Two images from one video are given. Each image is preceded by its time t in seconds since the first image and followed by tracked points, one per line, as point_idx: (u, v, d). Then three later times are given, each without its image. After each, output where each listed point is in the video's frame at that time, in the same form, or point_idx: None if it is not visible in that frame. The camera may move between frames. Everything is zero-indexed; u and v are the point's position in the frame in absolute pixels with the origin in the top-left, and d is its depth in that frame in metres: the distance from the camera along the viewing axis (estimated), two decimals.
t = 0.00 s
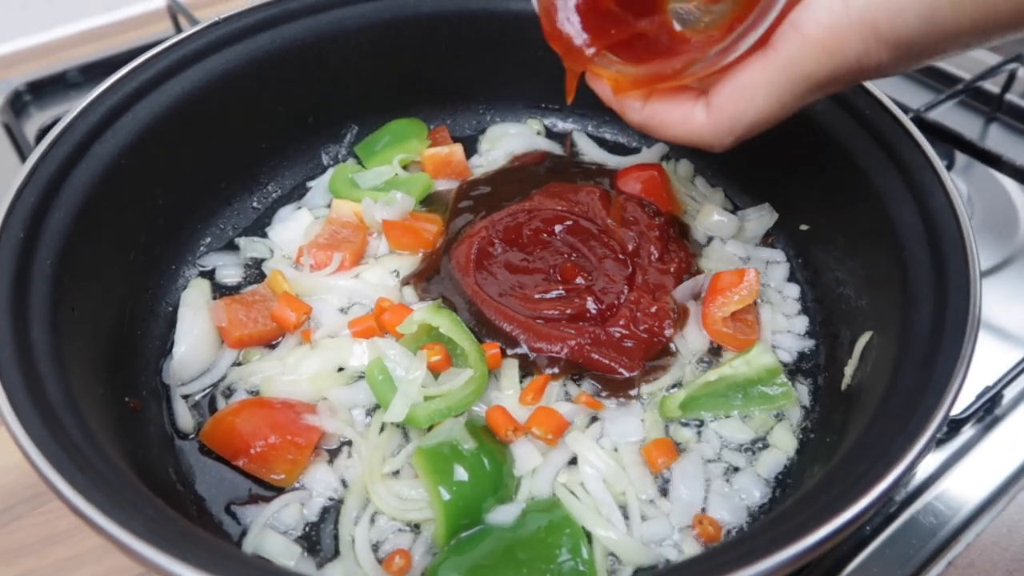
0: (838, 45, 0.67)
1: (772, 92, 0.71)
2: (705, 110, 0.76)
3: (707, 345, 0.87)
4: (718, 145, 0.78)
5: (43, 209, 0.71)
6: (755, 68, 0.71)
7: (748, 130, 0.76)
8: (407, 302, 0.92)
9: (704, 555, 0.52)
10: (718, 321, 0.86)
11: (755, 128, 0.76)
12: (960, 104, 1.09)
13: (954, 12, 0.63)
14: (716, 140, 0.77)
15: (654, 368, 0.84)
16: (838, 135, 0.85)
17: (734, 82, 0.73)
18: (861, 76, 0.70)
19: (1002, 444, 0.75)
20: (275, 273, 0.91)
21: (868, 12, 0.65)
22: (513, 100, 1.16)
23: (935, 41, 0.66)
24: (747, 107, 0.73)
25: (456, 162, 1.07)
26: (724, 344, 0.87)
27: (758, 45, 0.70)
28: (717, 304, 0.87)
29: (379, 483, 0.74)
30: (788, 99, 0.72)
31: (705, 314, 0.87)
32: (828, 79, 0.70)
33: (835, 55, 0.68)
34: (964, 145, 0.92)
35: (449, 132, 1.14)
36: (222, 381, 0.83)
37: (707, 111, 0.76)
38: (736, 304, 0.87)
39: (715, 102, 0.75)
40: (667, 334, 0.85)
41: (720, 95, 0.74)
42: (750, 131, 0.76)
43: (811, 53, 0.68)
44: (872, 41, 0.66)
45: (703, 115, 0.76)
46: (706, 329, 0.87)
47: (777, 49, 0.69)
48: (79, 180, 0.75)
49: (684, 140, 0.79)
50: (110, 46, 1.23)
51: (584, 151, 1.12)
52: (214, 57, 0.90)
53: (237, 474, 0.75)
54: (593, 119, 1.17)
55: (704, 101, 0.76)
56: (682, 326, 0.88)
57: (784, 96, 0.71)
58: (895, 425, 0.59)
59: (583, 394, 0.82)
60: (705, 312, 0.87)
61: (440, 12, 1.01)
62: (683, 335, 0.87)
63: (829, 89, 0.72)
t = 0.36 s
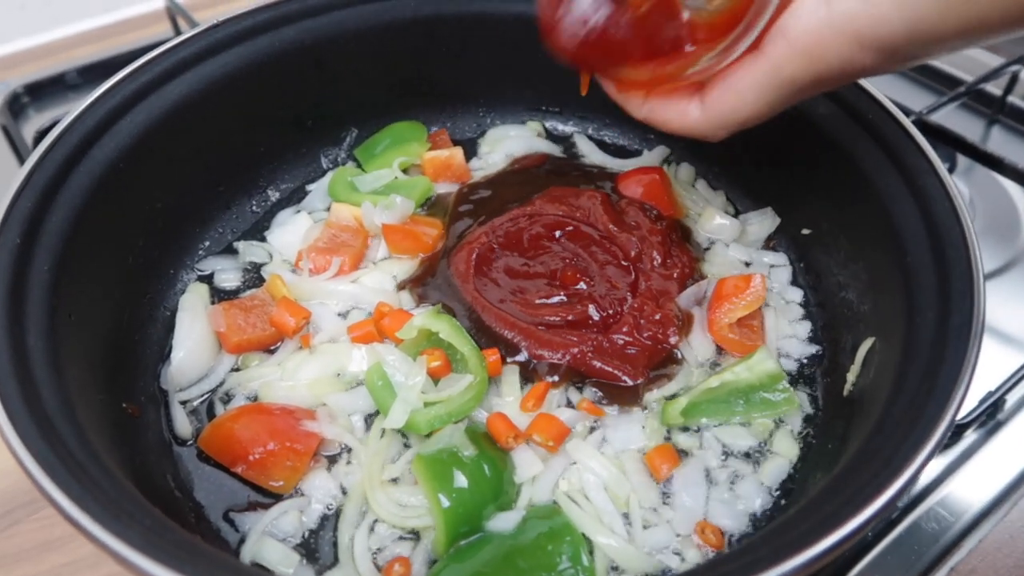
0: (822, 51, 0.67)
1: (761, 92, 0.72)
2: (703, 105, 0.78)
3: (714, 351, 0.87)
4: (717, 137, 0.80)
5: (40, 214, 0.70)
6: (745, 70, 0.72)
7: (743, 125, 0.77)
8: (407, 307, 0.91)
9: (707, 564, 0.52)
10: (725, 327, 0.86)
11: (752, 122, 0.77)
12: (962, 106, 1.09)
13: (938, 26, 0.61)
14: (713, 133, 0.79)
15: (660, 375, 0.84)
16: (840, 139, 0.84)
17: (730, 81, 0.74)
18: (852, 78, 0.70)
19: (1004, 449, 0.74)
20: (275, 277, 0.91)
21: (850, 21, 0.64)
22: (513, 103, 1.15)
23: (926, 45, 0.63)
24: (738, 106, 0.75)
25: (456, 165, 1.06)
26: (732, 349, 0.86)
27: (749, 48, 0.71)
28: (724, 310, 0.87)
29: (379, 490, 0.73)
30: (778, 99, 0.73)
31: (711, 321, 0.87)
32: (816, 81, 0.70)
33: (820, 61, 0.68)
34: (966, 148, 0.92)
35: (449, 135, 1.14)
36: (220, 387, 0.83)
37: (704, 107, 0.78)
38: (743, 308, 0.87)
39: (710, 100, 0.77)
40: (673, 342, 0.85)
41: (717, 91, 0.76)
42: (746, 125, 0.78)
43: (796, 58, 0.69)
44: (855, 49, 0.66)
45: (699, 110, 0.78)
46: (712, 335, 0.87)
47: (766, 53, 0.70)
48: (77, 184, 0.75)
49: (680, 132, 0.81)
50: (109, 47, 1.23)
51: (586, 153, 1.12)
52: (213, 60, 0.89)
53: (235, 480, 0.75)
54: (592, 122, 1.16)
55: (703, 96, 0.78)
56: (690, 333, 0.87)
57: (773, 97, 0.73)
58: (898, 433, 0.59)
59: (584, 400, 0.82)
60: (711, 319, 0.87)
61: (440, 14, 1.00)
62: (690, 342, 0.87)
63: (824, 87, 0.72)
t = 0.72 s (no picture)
0: (802, 47, 0.69)
1: (741, 92, 0.73)
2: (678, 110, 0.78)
3: (717, 351, 0.87)
4: (692, 146, 0.80)
5: (35, 212, 0.70)
6: (722, 71, 0.73)
7: (720, 130, 0.77)
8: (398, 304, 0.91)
9: (703, 560, 0.52)
10: (727, 327, 0.86)
11: (728, 128, 0.77)
12: (959, 105, 1.09)
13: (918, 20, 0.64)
14: (689, 141, 0.79)
15: (659, 375, 0.84)
16: (836, 138, 0.84)
17: (704, 82, 0.74)
18: (830, 76, 0.72)
19: (999, 447, 0.74)
20: (271, 275, 0.91)
21: (829, 16, 0.66)
22: (510, 101, 1.15)
23: (901, 40, 0.66)
24: (716, 109, 0.74)
25: (454, 163, 1.06)
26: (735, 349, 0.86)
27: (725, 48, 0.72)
28: (727, 310, 0.87)
29: (374, 488, 0.73)
30: (755, 100, 0.73)
31: (714, 320, 0.87)
32: (794, 79, 0.72)
33: (799, 57, 0.69)
34: (962, 147, 0.92)
35: (446, 133, 1.14)
36: (216, 384, 0.83)
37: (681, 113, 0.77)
38: (746, 309, 0.87)
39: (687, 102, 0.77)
40: (675, 342, 0.85)
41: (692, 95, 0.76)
42: (722, 132, 0.78)
43: (776, 55, 0.70)
44: (834, 44, 0.68)
45: (675, 115, 0.78)
46: (715, 334, 0.87)
47: (744, 53, 0.71)
48: (73, 182, 0.75)
49: (657, 141, 0.81)
50: (106, 45, 1.22)
51: (584, 151, 1.12)
52: (209, 58, 0.89)
53: (231, 477, 0.75)
54: (590, 120, 1.15)
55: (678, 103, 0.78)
56: (692, 334, 0.87)
57: (752, 99, 0.73)
58: (892, 431, 0.59)
59: (582, 399, 0.82)
60: (715, 319, 0.87)
61: (436, 13, 1.00)
62: (692, 342, 0.87)
63: (796, 92, 0.74)
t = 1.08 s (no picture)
0: (797, 52, 0.72)
1: (734, 82, 0.76)
2: (683, 82, 0.80)
3: (717, 351, 0.87)
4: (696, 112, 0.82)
5: (33, 210, 0.70)
6: (724, 60, 0.75)
7: (714, 109, 0.81)
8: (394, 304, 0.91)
9: (699, 558, 0.52)
10: (728, 327, 0.86)
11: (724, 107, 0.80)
12: (955, 105, 1.09)
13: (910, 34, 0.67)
14: (692, 109, 0.81)
15: (658, 376, 0.84)
16: (832, 137, 0.84)
17: (708, 67, 0.77)
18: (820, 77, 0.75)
19: (995, 446, 0.75)
20: (269, 274, 0.91)
21: (825, 25, 0.69)
22: (507, 100, 1.15)
23: (891, 51, 0.69)
24: (714, 94, 0.78)
25: (451, 163, 1.07)
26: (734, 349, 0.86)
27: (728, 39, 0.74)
28: (727, 310, 0.87)
29: (372, 486, 0.73)
30: (747, 89, 0.77)
31: (714, 320, 0.87)
32: (785, 78, 0.75)
33: (791, 60, 0.73)
34: (959, 146, 0.92)
35: (443, 132, 1.14)
36: (214, 383, 0.83)
37: (683, 86, 0.80)
38: (746, 309, 0.87)
39: (688, 82, 0.79)
40: (675, 342, 0.85)
41: (693, 76, 0.79)
42: (720, 109, 0.81)
43: (773, 56, 0.73)
44: (827, 52, 0.71)
45: (677, 89, 0.80)
46: (715, 334, 0.87)
47: (744, 46, 0.74)
48: (70, 181, 0.75)
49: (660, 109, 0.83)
50: (103, 44, 1.22)
51: (582, 150, 1.12)
52: (207, 57, 0.89)
53: (229, 476, 0.75)
54: (587, 120, 1.16)
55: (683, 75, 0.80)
56: (692, 334, 0.88)
57: (747, 88, 0.77)
58: (887, 429, 0.59)
59: (580, 398, 0.82)
60: (715, 319, 0.87)
61: (433, 12, 1.01)
62: (692, 342, 0.87)
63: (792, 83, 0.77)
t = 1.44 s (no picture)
0: (779, 67, 0.73)
1: (724, 95, 0.78)
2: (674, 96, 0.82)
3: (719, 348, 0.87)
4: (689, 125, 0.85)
5: (33, 207, 0.70)
6: (713, 72, 0.78)
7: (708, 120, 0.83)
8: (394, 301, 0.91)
9: (701, 555, 0.52)
10: (731, 325, 0.86)
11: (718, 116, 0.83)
12: (956, 103, 1.09)
13: (891, 47, 0.66)
14: (680, 124, 0.84)
15: (659, 375, 0.83)
16: (833, 134, 0.84)
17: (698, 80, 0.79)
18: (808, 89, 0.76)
19: (995, 444, 0.75)
20: (269, 272, 0.91)
21: (808, 43, 0.70)
22: (507, 98, 1.15)
23: (876, 66, 0.69)
24: (704, 105, 0.80)
25: (451, 161, 1.06)
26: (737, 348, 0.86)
27: (716, 55, 0.77)
28: (729, 310, 0.87)
29: (372, 484, 0.73)
30: (737, 103, 0.79)
31: (717, 318, 0.87)
32: (772, 92, 0.77)
33: (776, 76, 0.74)
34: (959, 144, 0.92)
35: (444, 130, 1.14)
36: (214, 381, 0.83)
37: (674, 100, 0.82)
38: (749, 307, 0.87)
39: (682, 94, 0.82)
40: (677, 340, 0.85)
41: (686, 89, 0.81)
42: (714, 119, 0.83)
43: (756, 69, 0.75)
44: (810, 68, 0.72)
45: (670, 104, 0.83)
46: (718, 332, 0.87)
47: (731, 63, 0.76)
48: (70, 178, 0.75)
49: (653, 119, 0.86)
50: (102, 42, 1.22)
51: (583, 148, 1.12)
52: (207, 55, 0.89)
53: (229, 474, 0.75)
54: (587, 118, 1.16)
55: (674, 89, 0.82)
56: (694, 332, 0.88)
57: (736, 99, 0.79)
58: (888, 426, 0.59)
59: (581, 397, 0.82)
60: (718, 319, 0.87)
61: (433, 9, 1.01)
62: (695, 340, 0.87)
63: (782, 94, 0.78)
